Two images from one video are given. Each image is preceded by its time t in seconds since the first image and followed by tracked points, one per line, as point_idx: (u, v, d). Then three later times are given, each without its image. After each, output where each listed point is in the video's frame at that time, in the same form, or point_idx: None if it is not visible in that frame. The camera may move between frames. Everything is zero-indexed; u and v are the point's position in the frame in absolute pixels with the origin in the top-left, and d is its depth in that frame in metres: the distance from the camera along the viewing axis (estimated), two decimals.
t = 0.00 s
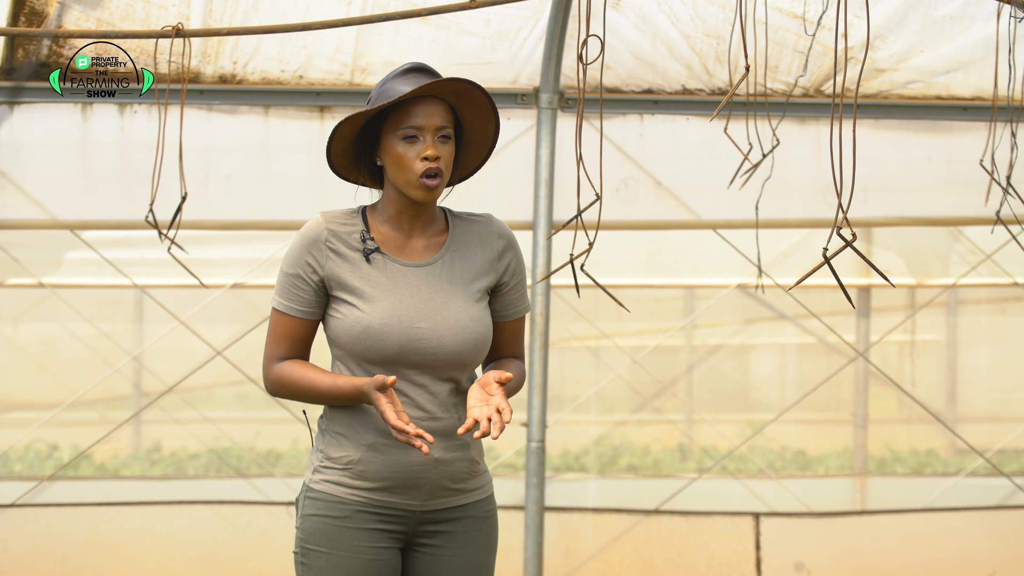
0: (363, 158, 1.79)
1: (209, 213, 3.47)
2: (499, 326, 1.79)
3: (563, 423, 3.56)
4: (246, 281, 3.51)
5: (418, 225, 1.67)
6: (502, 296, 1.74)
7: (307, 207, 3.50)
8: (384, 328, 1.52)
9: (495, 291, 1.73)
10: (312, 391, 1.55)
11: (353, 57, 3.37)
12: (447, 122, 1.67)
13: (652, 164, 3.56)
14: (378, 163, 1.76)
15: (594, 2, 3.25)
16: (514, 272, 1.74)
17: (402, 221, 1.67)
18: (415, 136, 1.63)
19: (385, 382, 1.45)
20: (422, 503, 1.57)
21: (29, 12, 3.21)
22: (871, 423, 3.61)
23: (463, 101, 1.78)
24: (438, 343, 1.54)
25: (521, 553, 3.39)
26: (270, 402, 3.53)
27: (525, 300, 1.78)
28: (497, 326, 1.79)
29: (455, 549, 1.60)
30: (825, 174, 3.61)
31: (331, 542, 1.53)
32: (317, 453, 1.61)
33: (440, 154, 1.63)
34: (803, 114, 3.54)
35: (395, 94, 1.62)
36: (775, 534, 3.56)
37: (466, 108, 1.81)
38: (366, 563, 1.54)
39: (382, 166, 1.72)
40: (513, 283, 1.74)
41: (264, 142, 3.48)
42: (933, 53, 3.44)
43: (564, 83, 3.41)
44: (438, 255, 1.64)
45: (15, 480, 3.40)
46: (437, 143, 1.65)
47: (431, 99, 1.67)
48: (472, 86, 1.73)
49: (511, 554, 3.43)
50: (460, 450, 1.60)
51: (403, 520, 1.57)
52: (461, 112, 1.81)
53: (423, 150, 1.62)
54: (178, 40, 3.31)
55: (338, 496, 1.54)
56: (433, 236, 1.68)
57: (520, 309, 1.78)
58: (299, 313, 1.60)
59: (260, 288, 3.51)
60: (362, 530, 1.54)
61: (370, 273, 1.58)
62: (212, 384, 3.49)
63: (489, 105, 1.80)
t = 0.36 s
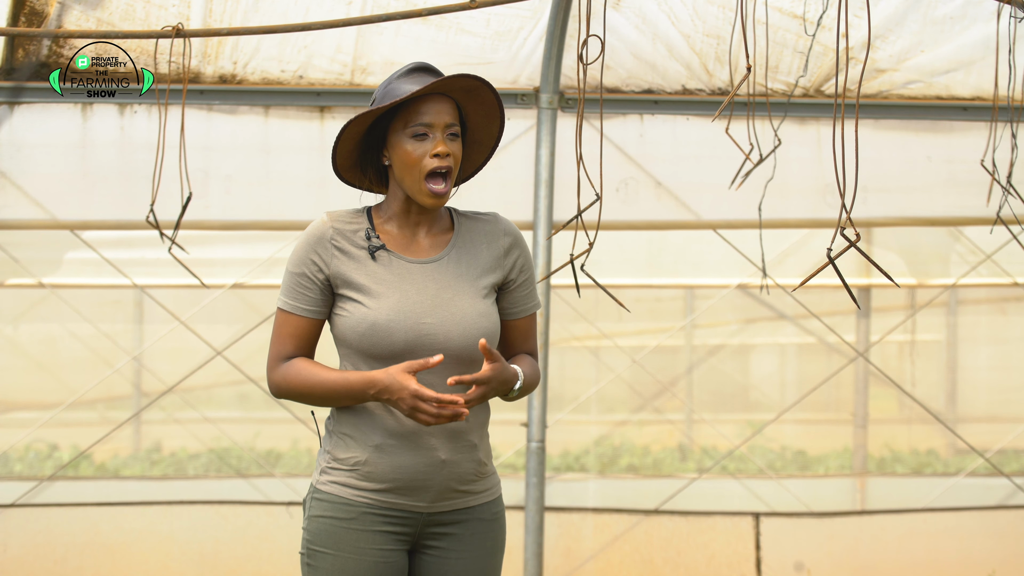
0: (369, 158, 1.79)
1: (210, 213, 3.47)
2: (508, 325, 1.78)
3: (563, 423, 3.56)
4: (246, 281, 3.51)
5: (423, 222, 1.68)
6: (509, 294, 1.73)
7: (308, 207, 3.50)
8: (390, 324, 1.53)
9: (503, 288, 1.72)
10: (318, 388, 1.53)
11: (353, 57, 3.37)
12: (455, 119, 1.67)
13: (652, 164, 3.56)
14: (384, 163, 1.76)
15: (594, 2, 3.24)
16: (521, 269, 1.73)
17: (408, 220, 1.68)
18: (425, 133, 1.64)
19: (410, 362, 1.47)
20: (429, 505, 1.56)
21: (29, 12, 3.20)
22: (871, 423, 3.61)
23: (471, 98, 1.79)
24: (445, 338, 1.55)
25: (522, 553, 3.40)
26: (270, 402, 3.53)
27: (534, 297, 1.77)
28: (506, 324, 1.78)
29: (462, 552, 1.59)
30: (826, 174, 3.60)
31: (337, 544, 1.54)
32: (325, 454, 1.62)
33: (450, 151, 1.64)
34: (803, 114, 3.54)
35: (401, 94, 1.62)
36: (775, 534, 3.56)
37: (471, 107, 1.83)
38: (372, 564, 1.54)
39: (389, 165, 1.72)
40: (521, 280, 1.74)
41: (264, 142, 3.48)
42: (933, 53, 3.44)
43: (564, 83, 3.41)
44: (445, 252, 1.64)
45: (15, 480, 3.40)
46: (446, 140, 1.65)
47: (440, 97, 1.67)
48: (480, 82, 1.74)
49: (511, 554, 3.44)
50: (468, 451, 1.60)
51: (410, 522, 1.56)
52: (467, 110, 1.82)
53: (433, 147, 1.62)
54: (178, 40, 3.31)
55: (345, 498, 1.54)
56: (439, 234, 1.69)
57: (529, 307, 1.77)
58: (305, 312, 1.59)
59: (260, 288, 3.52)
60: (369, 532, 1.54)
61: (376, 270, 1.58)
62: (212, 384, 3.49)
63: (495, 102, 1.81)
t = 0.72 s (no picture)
0: (369, 159, 1.79)
1: (210, 213, 3.47)
2: (508, 326, 1.78)
3: (564, 422, 3.56)
4: (246, 281, 3.51)
5: (424, 222, 1.69)
6: (509, 296, 1.73)
7: (308, 207, 3.50)
8: (394, 323, 1.53)
9: (503, 290, 1.73)
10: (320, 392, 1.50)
11: (353, 57, 3.36)
12: (456, 121, 1.67)
13: (652, 163, 3.56)
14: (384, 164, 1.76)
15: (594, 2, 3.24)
16: (523, 269, 1.73)
17: (409, 220, 1.68)
18: (426, 135, 1.63)
19: (395, 351, 1.45)
20: (434, 506, 1.56)
21: (29, 12, 3.20)
22: (871, 423, 3.61)
23: (472, 100, 1.79)
24: (450, 335, 1.56)
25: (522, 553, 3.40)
26: (270, 402, 3.53)
27: (534, 299, 1.77)
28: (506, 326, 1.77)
29: (466, 554, 1.60)
30: (826, 174, 3.60)
31: (341, 546, 1.54)
32: (328, 455, 1.61)
33: (451, 152, 1.64)
34: (803, 114, 3.54)
35: (401, 97, 1.61)
36: (775, 534, 3.56)
37: (471, 108, 1.83)
38: (376, 566, 1.54)
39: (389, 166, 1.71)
40: (522, 281, 1.74)
41: (264, 142, 3.48)
42: (933, 52, 3.43)
43: (564, 83, 3.40)
44: (446, 252, 1.64)
45: (15, 480, 3.40)
46: (448, 143, 1.65)
47: (441, 98, 1.67)
48: (481, 84, 1.74)
49: (511, 554, 3.44)
50: (472, 452, 1.60)
51: (414, 523, 1.56)
52: (467, 112, 1.82)
53: (435, 149, 1.62)
54: (178, 40, 3.31)
55: (349, 499, 1.54)
56: (440, 235, 1.69)
57: (528, 309, 1.77)
58: (308, 313, 1.57)
59: (260, 288, 3.52)
60: (373, 533, 1.54)
61: (378, 270, 1.58)
62: (212, 384, 3.49)
63: (495, 104, 1.82)
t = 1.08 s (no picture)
0: (368, 162, 1.77)
1: (210, 213, 3.47)
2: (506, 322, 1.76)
3: (564, 422, 3.56)
4: (246, 281, 3.51)
5: (424, 220, 1.69)
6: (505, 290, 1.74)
7: (307, 207, 3.50)
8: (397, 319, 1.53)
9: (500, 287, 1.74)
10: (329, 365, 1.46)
11: (353, 57, 3.36)
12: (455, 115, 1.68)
13: (652, 163, 3.56)
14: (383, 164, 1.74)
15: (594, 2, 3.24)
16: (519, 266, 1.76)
17: (409, 218, 1.68)
18: (429, 129, 1.63)
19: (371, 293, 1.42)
20: (435, 504, 1.57)
21: (29, 12, 3.21)
22: (871, 423, 3.61)
23: (468, 94, 1.80)
24: (452, 331, 1.56)
25: (522, 553, 3.40)
26: (270, 402, 3.53)
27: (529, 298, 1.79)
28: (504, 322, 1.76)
29: (467, 552, 1.60)
30: (826, 174, 3.60)
31: (342, 545, 1.53)
32: (328, 454, 1.61)
33: (455, 145, 1.64)
34: (803, 114, 3.55)
35: (398, 94, 1.62)
36: (775, 534, 3.56)
37: (466, 102, 1.83)
38: (378, 565, 1.54)
39: (390, 166, 1.71)
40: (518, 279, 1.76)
41: (264, 142, 3.49)
42: (933, 52, 3.43)
43: (564, 82, 3.40)
44: (446, 250, 1.65)
45: (15, 480, 3.40)
46: (449, 136, 1.66)
47: (440, 94, 1.67)
48: (479, 78, 1.75)
49: (511, 553, 3.44)
50: (473, 450, 1.60)
51: (415, 521, 1.57)
52: (462, 106, 1.83)
53: (438, 142, 1.62)
54: (178, 40, 3.31)
55: (350, 498, 1.54)
56: (439, 233, 1.69)
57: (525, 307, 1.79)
58: (311, 310, 1.55)
59: (260, 288, 3.51)
60: (374, 532, 1.54)
61: (379, 267, 1.58)
62: (212, 384, 3.49)
63: (491, 99, 1.83)
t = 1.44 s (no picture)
0: (362, 163, 1.78)
1: (210, 213, 3.47)
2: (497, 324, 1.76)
3: (564, 422, 3.56)
4: (246, 281, 3.51)
5: (417, 222, 1.69)
6: (497, 290, 1.74)
7: (307, 207, 3.50)
8: (393, 321, 1.52)
9: (492, 287, 1.73)
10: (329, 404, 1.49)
11: (353, 57, 3.36)
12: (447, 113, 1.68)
13: (652, 164, 3.56)
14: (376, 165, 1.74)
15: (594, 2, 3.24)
16: (510, 266, 1.75)
17: (401, 219, 1.68)
18: (421, 127, 1.64)
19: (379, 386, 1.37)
20: (434, 503, 1.57)
21: (29, 12, 3.21)
22: (871, 423, 3.61)
23: (458, 92, 1.80)
24: (447, 334, 1.55)
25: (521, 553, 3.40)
26: (270, 402, 3.53)
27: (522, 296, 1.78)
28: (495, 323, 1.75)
29: (466, 550, 1.60)
30: (826, 174, 3.60)
31: (341, 546, 1.53)
32: (326, 454, 1.60)
33: (447, 143, 1.65)
34: (803, 114, 3.55)
35: (389, 94, 1.61)
36: (775, 534, 3.56)
37: (456, 100, 1.84)
38: (377, 565, 1.54)
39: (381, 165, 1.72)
40: (509, 278, 1.75)
41: (264, 142, 3.48)
42: (933, 52, 3.43)
43: (564, 83, 3.41)
44: (438, 251, 1.65)
45: (15, 480, 3.40)
46: (441, 134, 1.66)
47: (431, 91, 1.67)
48: (469, 75, 1.76)
49: (511, 554, 3.44)
50: (470, 449, 1.61)
51: (414, 521, 1.57)
52: (452, 105, 1.83)
53: (431, 141, 1.63)
54: (178, 40, 3.31)
55: (349, 499, 1.54)
56: (431, 235, 1.69)
57: (516, 305, 1.77)
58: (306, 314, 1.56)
59: (260, 288, 3.52)
60: (373, 532, 1.54)
61: (374, 270, 1.58)
62: (212, 384, 3.49)
63: (481, 95, 1.83)
